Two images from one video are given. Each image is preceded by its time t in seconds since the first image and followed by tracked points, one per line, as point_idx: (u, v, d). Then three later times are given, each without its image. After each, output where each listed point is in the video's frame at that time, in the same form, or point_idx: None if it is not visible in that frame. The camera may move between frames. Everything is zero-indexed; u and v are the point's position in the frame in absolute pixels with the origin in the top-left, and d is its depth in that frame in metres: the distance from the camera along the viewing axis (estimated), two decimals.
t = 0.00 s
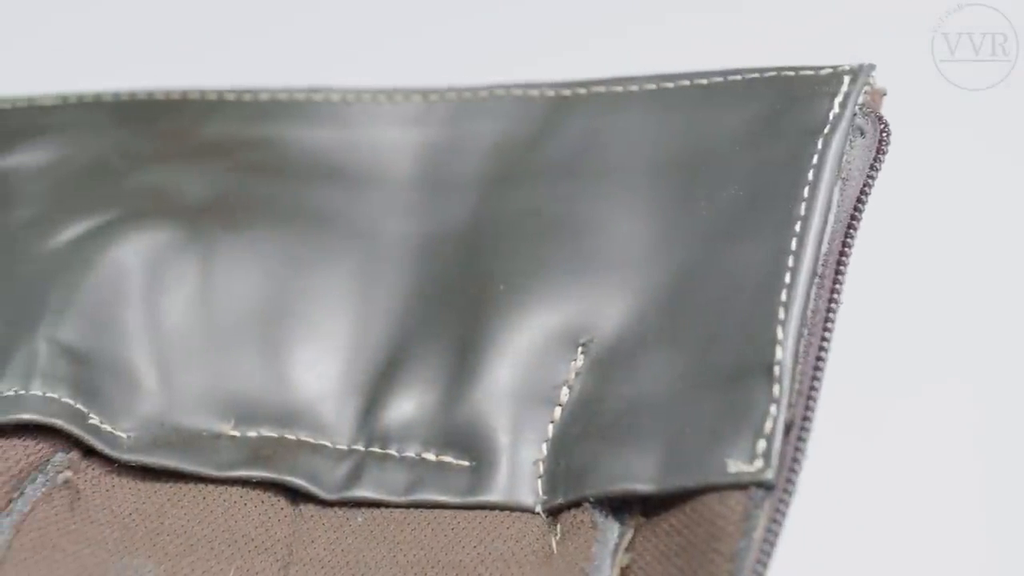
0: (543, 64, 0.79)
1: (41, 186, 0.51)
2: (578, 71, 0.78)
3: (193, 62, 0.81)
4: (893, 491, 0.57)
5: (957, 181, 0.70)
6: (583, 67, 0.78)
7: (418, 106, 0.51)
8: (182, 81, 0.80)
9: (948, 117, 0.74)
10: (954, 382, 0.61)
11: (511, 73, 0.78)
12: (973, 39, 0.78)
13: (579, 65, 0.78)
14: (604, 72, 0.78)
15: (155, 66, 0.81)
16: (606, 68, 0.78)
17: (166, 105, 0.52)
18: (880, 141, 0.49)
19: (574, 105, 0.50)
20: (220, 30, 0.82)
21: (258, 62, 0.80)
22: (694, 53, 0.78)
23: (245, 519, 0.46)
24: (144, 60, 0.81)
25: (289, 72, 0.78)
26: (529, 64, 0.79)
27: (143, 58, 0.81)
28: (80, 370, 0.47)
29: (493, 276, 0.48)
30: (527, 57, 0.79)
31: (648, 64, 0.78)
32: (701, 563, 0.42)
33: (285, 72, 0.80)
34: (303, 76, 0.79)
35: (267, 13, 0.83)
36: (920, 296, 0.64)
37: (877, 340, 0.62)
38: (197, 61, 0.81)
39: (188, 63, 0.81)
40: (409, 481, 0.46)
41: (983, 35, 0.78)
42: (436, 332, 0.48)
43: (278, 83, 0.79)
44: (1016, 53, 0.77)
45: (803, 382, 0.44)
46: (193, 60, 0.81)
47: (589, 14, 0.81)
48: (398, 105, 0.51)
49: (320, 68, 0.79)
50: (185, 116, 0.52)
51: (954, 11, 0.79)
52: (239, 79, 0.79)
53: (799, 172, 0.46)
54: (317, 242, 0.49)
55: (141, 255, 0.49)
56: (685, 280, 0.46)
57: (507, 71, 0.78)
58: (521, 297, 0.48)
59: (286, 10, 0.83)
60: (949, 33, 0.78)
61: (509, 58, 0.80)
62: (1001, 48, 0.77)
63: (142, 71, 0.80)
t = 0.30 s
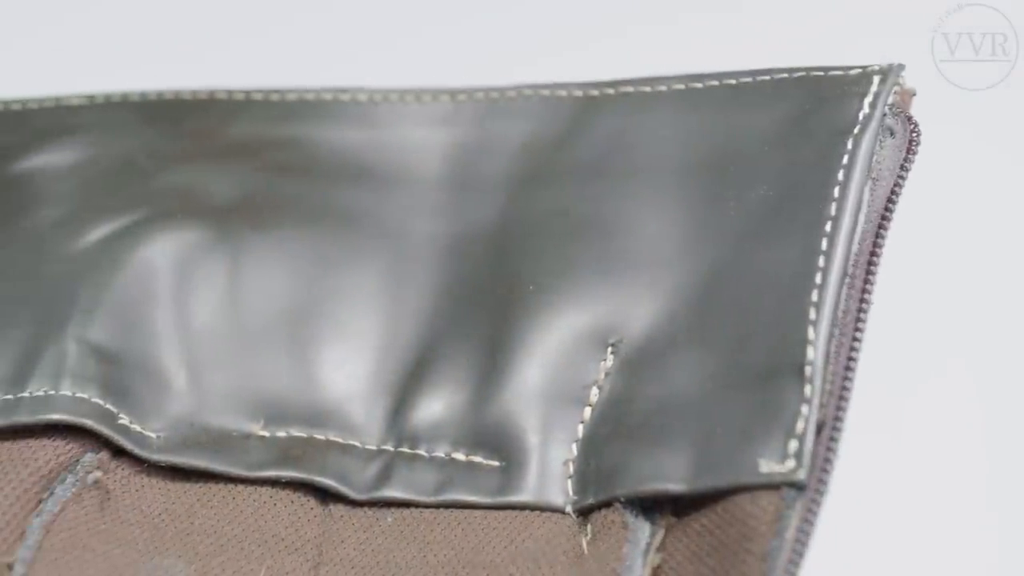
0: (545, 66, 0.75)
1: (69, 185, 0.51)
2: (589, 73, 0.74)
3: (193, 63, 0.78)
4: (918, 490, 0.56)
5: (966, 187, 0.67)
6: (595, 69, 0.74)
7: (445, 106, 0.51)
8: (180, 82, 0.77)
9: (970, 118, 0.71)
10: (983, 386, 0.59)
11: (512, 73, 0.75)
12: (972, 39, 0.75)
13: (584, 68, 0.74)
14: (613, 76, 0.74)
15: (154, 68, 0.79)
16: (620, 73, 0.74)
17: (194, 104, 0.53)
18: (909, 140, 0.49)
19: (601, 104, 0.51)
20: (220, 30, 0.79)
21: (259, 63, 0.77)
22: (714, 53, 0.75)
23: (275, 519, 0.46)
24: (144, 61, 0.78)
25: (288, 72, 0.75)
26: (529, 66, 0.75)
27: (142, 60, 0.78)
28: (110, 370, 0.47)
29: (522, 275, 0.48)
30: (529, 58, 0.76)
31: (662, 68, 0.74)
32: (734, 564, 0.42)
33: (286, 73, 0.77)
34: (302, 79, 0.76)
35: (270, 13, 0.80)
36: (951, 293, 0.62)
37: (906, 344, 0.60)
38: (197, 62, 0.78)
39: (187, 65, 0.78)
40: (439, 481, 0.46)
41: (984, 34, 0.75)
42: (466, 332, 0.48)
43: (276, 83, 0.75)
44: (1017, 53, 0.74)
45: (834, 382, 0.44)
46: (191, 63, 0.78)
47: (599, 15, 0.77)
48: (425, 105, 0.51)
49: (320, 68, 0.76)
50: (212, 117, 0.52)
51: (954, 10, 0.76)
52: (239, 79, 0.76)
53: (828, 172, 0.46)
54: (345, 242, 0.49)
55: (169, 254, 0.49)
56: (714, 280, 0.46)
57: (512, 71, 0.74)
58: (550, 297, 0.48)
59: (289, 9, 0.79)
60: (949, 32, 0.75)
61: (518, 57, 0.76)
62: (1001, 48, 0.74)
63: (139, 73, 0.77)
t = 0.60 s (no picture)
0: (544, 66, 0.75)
1: (96, 185, 0.51)
2: (589, 73, 0.73)
3: (194, 62, 0.78)
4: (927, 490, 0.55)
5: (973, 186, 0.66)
6: (597, 69, 0.73)
7: (473, 106, 0.51)
8: (180, 82, 0.76)
9: (980, 118, 0.69)
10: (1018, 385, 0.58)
11: (511, 73, 0.74)
12: (972, 39, 0.73)
13: (583, 68, 0.74)
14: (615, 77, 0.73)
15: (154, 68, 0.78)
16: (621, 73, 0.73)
17: (221, 104, 0.53)
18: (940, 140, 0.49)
19: (628, 104, 0.51)
20: (220, 30, 0.79)
21: (258, 63, 0.77)
22: (721, 51, 0.74)
23: (304, 519, 0.46)
24: (144, 61, 0.78)
25: (286, 71, 0.75)
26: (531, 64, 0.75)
27: (142, 60, 0.78)
28: (139, 369, 0.47)
29: (551, 275, 0.48)
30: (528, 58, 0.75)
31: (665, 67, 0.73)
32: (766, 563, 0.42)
33: (286, 73, 0.77)
34: (301, 78, 0.75)
35: (271, 12, 0.79)
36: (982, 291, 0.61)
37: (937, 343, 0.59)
38: (198, 61, 0.78)
39: (188, 64, 0.78)
40: (468, 480, 0.46)
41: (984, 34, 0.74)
42: (495, 332, 0.48)
43: (276, 84, 0.75)
44: (1016, 53, 0.73)
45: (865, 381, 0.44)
46: (193, 61, 0.78)
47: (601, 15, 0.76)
48: (452, 105, 0.51)
49: (320, 68, 0.76)
50: (241, 116, 0.52)
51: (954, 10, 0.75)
52: (238, 80, 0.76)
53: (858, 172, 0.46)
54: (374, 241, 0.49)
55: (197, 254, 0.49)
56: (744, 279, 0.46)
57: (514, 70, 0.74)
58: (579, 296, 0.48)
59: (291, 11, 0.79)
60: (949, 32, 0.73)
61: (520, 56, 0.75)
62: (1001, 48, 0.73)
63: (139, 73, 0.77)
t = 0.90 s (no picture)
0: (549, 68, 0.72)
1: (125, 186, 0.51)
2: (597, 75, 0.71)
3: (197, 62, 0.75)
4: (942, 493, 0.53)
5: (983, 188, 0.64)
6: (606, 71, 0.71)
7: (501, 106, 0.51)
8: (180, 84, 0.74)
9: (998, 118, 0.67)
10: None
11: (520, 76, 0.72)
12: (972, 39, 0.71)
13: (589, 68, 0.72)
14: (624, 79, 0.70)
15: (156, 70, 0.76)
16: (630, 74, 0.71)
17: (250, 104, 0.53)
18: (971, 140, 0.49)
19: (657, 104, 0.51)
20: (225, 31, 0.77)
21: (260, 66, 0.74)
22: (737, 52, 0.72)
23: (335, 519, 0.46)
24: (145, 62, 0.76)
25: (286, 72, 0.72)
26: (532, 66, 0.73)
27: (144, 61, 0.76)
28: (169, 369, 0.47)
29: (580, 276, 0.48)
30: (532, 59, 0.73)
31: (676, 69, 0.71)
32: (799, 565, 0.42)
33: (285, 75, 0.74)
34: (301, 79, 0.73)
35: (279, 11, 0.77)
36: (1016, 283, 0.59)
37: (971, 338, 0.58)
38: (200, 62, 0.75)
39: (190, 64, 0.75)
40: (499, 480, 0.46)
41: (984, 34, 0.71)
42: (526, 334, 0.48)
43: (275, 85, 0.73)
44: (1017, 53, 0.70)
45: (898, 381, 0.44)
46: (194, 63, 0.75)
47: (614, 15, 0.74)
48: (479, 106, 0.52)
49: (320, 69, 0.74)
50: (269, 115, 0.52)
51: (954, 9, 0.72)
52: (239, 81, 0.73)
53: (888, 172, 0.46)
54: (403, 242, 0.49)
55: (227, 255, 0.49)
56: (775, 279, 0.46)
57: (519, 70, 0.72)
58: (609, 298, 0.48)
59: (313, 10, 0.77)
60: (949, 32, 0.71)
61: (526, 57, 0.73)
62: (1000, 48, 0.70)
63: (140, 74, 0.75)
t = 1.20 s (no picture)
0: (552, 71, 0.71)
1: (153, 186, 0.51)
2: (600, 74, 0.70)
3: (197, 62, 0.75)
4: (956, 495, 0.51)
5: (1009, 185, 0.61)
6: (609, 72, 0.70)
7: (529, 106, 0.52)
8: (180, 84, 0.74)
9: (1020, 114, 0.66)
10: None
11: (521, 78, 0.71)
12: (972, 38, 0.70)
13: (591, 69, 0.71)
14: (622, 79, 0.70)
15: (154, 69, 0.76)
16: (631, 75, 0.70)
17: (278, 105, 0.54)
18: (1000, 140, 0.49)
19: (685, 104, 0.51)
20: (222, 30, 0.76)
21: (260, 65, 0.74)
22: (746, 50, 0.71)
23: (365, 519, 0.46)
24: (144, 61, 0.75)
25: (284, 72, 0.72)
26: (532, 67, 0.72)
27: (143, 61, 0.75)
28: (199, 370, 0.47)
29: (609, 276, 0.48)
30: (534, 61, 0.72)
31: (679, 70, 0.70)
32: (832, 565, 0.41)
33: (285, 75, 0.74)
34: (297, 80, 0.72)
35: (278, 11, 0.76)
36: None
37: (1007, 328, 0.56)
38: (201, 62, 0.75)
39: (192, 64, 0.75)
40: (529, 481, 0.46)
41: (983, 34, 0.70)
42: (556, 334, 0.48)
43: (273, 85, 0.72)
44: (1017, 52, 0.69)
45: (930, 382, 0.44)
46: (195, 63, 0.75)
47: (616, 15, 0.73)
48: (507, 106, 0.52)
49: (319, 70, 0.73)
50: (298, 117, 0.53)
51: (954, 9, 0.71)
52: (239, 82, 0.73)
53: (918, 172, 0.46)
54: (432, 242, 0.50)
55: (255, 255, 0.49)
56: (805, 279, 0.46)
57: (522, 71, 0.71)
58: (638, 298, 0.48)
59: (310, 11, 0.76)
60: (949, 32, 0.70)
61: (528, 58, 0.72)
62: (1001, 48, 0.69)
63: (140, 74, 0.75)
